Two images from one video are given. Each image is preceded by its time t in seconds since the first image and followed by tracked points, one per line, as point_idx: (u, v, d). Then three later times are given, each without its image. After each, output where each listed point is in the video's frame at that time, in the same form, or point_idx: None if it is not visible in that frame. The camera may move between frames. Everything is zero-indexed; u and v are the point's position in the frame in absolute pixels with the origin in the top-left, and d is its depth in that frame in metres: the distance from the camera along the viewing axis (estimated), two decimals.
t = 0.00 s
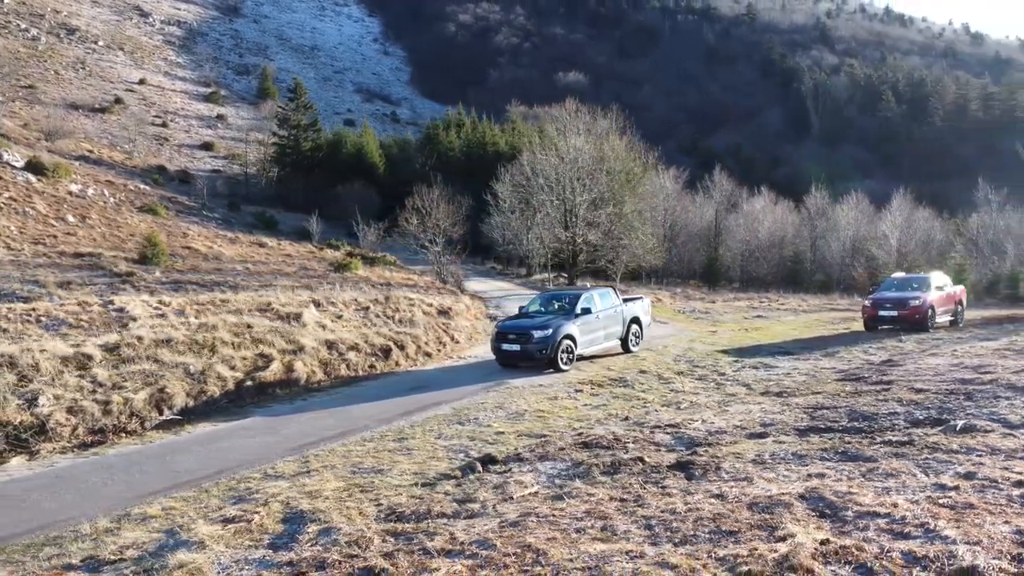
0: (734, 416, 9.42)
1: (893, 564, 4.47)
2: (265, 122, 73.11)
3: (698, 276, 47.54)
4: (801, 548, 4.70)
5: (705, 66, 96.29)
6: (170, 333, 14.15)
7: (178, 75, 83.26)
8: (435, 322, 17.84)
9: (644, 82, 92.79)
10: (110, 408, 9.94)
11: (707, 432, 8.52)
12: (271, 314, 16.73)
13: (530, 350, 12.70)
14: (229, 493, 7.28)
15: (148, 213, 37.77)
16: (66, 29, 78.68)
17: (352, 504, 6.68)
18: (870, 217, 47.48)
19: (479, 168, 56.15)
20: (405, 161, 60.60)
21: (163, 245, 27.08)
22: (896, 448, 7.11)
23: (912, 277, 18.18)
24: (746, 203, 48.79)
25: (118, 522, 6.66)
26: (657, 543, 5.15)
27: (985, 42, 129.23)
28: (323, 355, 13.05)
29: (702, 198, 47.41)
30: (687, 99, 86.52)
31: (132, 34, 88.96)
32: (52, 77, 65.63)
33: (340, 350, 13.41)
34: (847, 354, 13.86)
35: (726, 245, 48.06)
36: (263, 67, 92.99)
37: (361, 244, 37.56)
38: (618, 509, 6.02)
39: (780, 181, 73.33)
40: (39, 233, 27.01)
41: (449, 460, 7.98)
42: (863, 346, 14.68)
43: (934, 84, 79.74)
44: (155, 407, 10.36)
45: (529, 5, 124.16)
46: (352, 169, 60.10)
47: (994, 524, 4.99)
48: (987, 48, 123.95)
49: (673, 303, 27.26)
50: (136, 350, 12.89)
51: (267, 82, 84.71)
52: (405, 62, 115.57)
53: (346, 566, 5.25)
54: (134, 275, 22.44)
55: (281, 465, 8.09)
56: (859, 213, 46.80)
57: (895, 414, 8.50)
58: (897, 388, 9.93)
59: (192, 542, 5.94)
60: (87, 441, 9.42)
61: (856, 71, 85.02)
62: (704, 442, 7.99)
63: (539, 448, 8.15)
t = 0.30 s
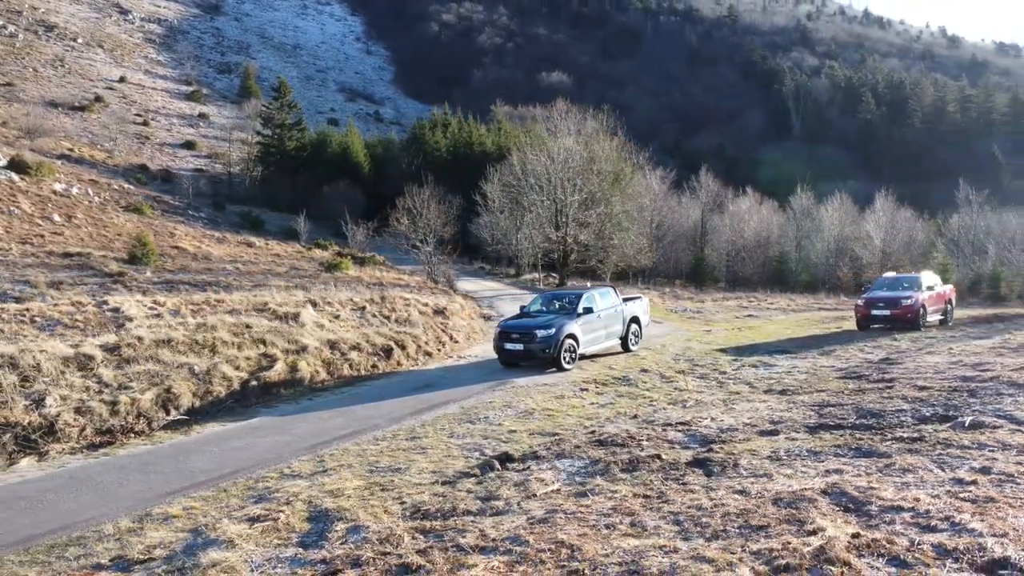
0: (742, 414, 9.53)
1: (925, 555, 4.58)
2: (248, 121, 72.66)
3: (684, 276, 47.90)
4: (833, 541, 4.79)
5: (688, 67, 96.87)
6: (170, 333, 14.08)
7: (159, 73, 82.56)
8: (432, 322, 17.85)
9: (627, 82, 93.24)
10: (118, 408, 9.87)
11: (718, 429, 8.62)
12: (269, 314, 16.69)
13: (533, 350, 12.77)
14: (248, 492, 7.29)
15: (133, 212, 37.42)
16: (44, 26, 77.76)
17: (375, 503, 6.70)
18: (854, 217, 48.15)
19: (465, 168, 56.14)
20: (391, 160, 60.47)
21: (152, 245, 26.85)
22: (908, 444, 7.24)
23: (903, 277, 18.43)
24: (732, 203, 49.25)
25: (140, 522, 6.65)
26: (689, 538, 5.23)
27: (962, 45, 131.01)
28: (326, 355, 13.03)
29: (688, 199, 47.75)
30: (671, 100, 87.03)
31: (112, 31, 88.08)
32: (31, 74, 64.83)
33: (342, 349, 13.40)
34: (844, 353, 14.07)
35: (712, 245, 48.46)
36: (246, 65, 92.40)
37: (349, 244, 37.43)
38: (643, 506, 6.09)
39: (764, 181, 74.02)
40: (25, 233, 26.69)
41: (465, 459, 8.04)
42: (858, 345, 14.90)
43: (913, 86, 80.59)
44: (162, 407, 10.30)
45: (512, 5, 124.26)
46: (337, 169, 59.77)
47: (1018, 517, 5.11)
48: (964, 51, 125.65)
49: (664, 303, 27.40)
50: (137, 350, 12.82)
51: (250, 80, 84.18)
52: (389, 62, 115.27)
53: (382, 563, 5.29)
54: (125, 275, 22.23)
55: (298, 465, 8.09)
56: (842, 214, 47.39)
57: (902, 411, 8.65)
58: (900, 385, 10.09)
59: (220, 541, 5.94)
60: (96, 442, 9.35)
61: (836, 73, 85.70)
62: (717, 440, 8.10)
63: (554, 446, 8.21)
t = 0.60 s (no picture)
0: (748, 411, 9.66)
1: (954, 548, 4.68)
2: (230, 119, 72.14)
3: (671, 276, 48.07)
4: (864, 534, 4.90)
5: (671, 68, 97.37)
6: (169, 333, 14.02)
7: (139, 71, 81.80)
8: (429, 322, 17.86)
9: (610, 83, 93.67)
10: (125, 409, 9.81)
11: (728, 427, 8.72)
12: (266, 314, 16.63)
13: (536, 349, 12.84)
14: (267, 491, 7.30)
15: (117, 211, 37.05)
16: (22, 23, 76.78)
17: (398, 501, 6.73)
18: (837, 217, 48.70)
19: (451, 167, 56.07)
20: (376, 160, 60.27)
21: (141, 245, 26.61)
22: (919, 440, 7.39)
23: (893, 276, 18.67)
24: (718, 203, 49.54)
25: (161, 522, 6.64)
26: (718, 533, 5.33)
27: (939, 47, 132.80)
28: (328, 355, 13.02)
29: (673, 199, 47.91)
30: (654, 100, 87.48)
31: (91, 28, 87.13)
32: (9, 72, 63.96)
33: (344, 349, 13.40)
34: (840, 351, 14.27)
35: (698, 245, 48.72)
36: (227, 63, 91.72)
37: (338, 244, 37.26)
38: (666, 502, 6.17)
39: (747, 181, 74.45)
40: (10, 232, 26.34)
41: (481, 457, 8.10)
42: (852, 343, 15.12)
43: (892, 88, 81.29)
44: (168, 408, 10.25)
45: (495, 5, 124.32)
46: (322, 168, 59.43)
47: None
48: (941, 54, 127.39)
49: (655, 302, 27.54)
50: (137, 350, 12.74)
51: (231, 79, 83.61)
52: (371, 61, 114.94)
53: (415, 559, 5.33)
54: (115, 275, 22.02)
55: (313, 464, 8.11)
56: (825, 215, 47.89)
57: (908, 408, 8.81)
58: (901, 382, 10.26)
59: (248, 539, 5.95)
60: (104, 442, 9.30)
61: (817, 74, 86.37)
62: (729, 437, 8.22)
63: (568, 444, 8.28)
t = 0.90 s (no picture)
0: (754, 409, 9.79)
1: (979, 539, 4.81)
2: (213, 118, 71.64)
3: (658, 276, 48.30)
4: (891, 527, 5.02)
5: (653, 69, 97.91)
6: (168, 333, 13.95)
7: (119, 68, 80.96)
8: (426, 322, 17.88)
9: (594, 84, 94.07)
10: (132, 409, 9.77)
11: (738, 424, 8.85)
12: (263, 313, 16.59)
13: (538, 348, 12.92)
14: (286, 490, 7.33)
15: (102, 210, 36.67)
16: None
17: (421, 498, 6.78)
18: (821, 217, 49.25)
19: (437, 168, 56.04)
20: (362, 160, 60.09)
21: (131, 245, 26.38)
22: (927, 436, 7.55)
23: (883, 276, 18.95)
24: (703, 203, 49.87)
25: (184, 521, 6.65)
26: (744, 527, 5.43)
27: (916, 50, 134.53)
28: (330, 354, 13.03)
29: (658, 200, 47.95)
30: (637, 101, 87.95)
31: (69, 25, 86.11)
32: None
33: (346, 349, 13.40)
34: (835, 350, 14.47)
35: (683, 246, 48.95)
36: (209, 62, 91.01)
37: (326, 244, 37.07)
38: (688, 498, 6.27)
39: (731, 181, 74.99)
40: None
41: (495, 455, 8.16)
42: (846, 343, 15.34)
43: (872, 90, 82.14)
44: (175, 408, 10.21)
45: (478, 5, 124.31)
46: (308, 168, 59.20)
47: None
48: (918, 57, 129.06)
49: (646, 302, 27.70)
50: (138, 350, 12.67)
51: (213, 77, 82.98)
52: (354, 60, 114.54)
53: (447, 556, 5.38)
54: (105, 275, 21.82)
55: (327, 463, 8.15)
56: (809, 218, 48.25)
57: (911, 405, 8.99)
58: (902, 380, 10.44)
59: (276, 538, 5.99)
60: (112, 443, 9.26)
61: (797, 76, 87.17)
62: (739, 434, 8.35)
63: (581, 442, 8.36)
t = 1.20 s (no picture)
0: (761, 406, 9.92)
1: (1003, 531, 4.94)
2: (195, 116, 71.05)
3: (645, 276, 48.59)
4: (917, 519, 5.14)
5: (636, 70, 98.29)
6: (167, 332, 13.86)
7: (99, 66, 80.11)
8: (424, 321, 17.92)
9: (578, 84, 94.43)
10: (140, 409, 9.74)
11: (746, 421, 8.98)
12: (261, 313, 16.55)
13: (540, 347, 12.99)
14: (305, 488, 7.35)
15: (86, 209, 36.30)
16: None
17: (442, 496, 6.82)
18: (805, 217, 49.77)
19: (423, 167, 55.97)
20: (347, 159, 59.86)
21: (120, 244, 26.12)
22: (936, 432, 7.70)
23: (873, 276, 19.23)
24: (689, 203, 50.22)
25: (206, 520, 6.66)
26: (770, 521, 5.53)
27: (895, 52, 136.10)
28: (333, 354, 13.04)
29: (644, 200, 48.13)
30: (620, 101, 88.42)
31: (47, 22, 85.09)
32: None
33: (348, 348, 13.41)
34: (830, 348, 14.67)
35: (669, 246, 49.24)
36: (190, 59, 90.30)
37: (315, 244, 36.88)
38: (709, 493, 6.37)
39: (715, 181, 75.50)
40: None
41: (509, 452, 8.22)
42: (840, 341, 15.56)
43: (852, 91, 83.13)
44: (181, 408, 10.18)
45: (461, 4, 124.26)
46: (293, 167, 58.84)
47: None
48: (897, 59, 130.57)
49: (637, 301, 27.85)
50: (138, 350, 12.60)
51: (194, 75, 82.33)
52: (337, 58, 114.07)
53: (480, 551, 5.44)
54: (95, 274, 21.60)
55: (342, 462, 8.17)
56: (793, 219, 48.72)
57: (915, 402, 9.16)
58: (902, 378, 10.63)
59: (304, 536, 6.02)
60: (122, 443, 9.22)
61: (779, 77, 87.94)
62: (750, 431, 8.47)
63: (594, 439, 8.45)
